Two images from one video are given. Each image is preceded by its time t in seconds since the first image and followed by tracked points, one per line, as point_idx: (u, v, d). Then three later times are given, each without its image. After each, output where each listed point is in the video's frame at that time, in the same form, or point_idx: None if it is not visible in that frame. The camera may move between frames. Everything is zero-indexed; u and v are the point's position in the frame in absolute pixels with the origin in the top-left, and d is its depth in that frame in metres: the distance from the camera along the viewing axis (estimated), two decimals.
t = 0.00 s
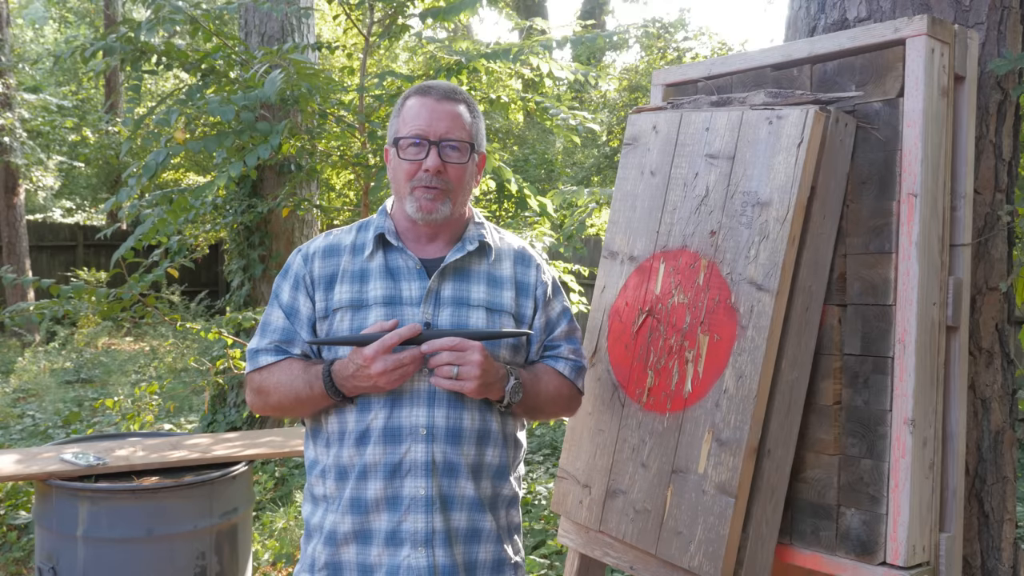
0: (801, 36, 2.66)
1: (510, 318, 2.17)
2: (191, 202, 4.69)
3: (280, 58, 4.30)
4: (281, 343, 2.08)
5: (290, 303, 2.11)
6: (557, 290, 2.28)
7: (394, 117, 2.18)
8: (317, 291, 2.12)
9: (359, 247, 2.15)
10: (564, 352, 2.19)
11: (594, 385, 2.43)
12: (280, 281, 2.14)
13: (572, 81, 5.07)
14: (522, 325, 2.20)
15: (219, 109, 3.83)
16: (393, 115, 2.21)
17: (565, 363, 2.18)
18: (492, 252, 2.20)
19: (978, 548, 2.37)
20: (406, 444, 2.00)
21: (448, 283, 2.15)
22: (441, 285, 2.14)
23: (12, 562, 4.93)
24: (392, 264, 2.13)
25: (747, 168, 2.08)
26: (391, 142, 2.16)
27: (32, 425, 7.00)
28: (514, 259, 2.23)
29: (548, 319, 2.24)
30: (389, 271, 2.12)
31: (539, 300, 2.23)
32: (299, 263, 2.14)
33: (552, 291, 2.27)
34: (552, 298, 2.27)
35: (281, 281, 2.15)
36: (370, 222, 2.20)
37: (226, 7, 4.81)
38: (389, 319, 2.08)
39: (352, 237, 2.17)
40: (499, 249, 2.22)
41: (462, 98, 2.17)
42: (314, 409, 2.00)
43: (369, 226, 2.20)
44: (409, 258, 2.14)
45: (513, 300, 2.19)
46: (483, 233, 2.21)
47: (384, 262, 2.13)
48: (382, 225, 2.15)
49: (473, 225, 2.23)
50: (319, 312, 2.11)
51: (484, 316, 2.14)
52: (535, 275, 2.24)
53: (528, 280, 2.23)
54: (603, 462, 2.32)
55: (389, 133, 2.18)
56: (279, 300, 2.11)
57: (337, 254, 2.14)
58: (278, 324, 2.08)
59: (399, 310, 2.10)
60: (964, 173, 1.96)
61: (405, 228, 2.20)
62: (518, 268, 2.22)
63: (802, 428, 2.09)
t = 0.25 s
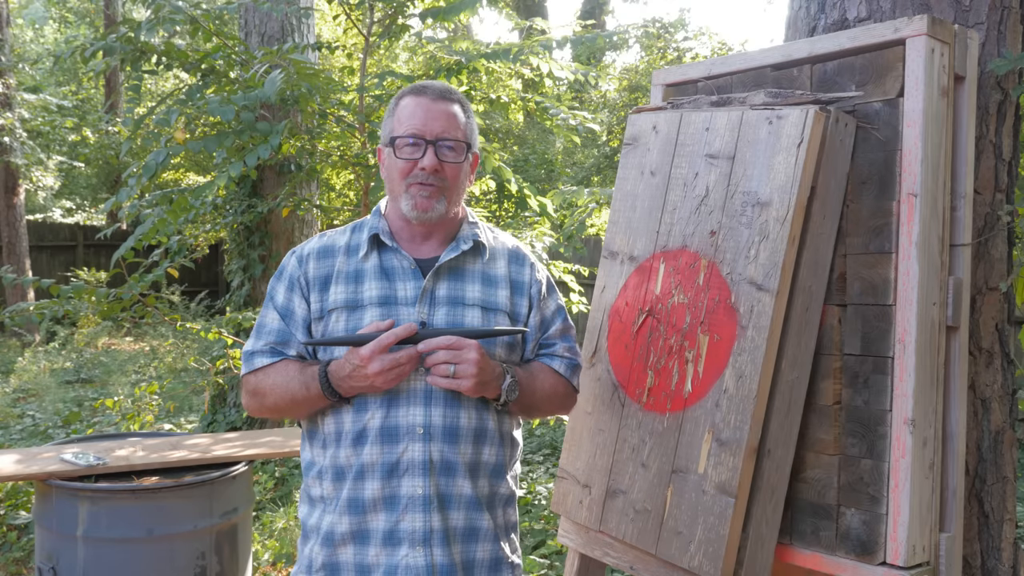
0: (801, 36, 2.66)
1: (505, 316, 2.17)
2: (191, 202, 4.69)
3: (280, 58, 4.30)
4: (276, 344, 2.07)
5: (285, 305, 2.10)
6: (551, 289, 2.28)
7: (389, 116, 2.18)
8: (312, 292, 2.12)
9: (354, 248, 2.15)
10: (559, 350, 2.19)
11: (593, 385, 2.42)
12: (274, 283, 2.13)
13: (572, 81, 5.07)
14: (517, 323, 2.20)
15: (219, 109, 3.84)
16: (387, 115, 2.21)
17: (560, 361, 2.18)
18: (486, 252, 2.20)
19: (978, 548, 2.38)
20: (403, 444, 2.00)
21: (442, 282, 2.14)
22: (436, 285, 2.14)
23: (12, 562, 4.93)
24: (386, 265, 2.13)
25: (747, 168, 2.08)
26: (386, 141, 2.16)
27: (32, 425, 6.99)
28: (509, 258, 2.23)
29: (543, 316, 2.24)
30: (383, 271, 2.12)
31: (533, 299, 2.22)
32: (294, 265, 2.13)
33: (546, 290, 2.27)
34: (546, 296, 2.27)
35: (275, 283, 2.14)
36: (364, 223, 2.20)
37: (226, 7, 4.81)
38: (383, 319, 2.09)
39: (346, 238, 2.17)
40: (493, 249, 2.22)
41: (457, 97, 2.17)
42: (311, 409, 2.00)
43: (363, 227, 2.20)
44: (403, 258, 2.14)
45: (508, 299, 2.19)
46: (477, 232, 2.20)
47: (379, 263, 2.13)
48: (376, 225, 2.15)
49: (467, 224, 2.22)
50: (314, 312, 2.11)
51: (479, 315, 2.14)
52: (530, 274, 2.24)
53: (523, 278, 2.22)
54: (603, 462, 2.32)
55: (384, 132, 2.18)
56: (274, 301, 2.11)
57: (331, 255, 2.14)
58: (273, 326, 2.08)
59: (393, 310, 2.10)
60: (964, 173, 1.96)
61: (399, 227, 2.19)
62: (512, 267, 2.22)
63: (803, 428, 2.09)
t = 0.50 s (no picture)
0: (801, 36, 2.66)
1: (499, 313, 2.19)
2: (192, 202, 4.69)
3: (281, 58, 4.29)
4: (268, 350, 2.06)
5: (275, 309, 2.08)
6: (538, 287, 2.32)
7: (405, 118, 2.12)
8: (303, 294, 2.10)
9: (344, 249, 2.14)
10: (549, 346, 2.24)
11: (593, 385, 2.42)
12: (263, 287, 2.11)
13: (572, 81, 5.06)
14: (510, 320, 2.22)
15: (220, 109, 3.84)
16: (398, 116, 2.14)
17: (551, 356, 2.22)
18: (476, 250, 2.22)
19: (978, 548, 2.38)
20: (404, 443, 2.00)
21: (435, 281, 2.15)
22: (430, 284, 2.14)
23: (12, 562, 4.93)
24: (378, 265, 2.13)
25: (747, 168, 2.08)
26: (409, 144, 2.10)
27: (32, 425, 6.99)
28: (497, 255, 2.26)
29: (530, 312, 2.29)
30: (376, 271, 2.12)
31: (523, 295, 2.26)
32: (282, 268, 2.11)
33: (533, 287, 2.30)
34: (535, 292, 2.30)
35: (263, 287, 2.12)
36: (352, 224, 2.19)
37: (226, 7, 4.81)
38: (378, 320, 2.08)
39: (335, 240, 2.16)
40: (482, 247, 2.24)
41: (465, 103, 2.19)
42: (306, 415, 2.00)
43: (351, 227, 2.19)
44: (395, 259, 2.14)
45: (500, 297, 2.21)
46: (467, 231, 2.21)
47: (371, 263, 2.13)
48: (366, 226, 2.15)
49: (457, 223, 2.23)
50: (306, 315, 2.10)
51: (473, 313, 2.15)
52: (518, 270, 2.27)
53: (511, 275, 2.25)
54: (603, 462, 2.32)
55: (401, 133, 2.11)
56: (262, 305, 2.09)
57: (321, 257, 2.12)
58: (263, 331, 2.06)
59: (388, 311, 2.09)
60: (964, 173, 1.96)
61: (397, 227, 2.17)
62: (501, 264, 2.25)
63: (803, 428, 2.08)
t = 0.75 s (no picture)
0: (801, 36, 2.66)
1: (496, 311, 2.21)
2: (192, 202, 4.69)
3: (281, 58, 4.29)
4: (267, 353, 1.99)
5: (274, 310, 2.01)
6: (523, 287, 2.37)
7: (415, 119, 2.13)
8: (304, 295, 2.05)
9: (344, 249, 2.10)
10: (537, 342, 2.32)
11: (593, 385, 2.42)
12: (260, 288, 2.04)
13: (572, 81, 5.06)
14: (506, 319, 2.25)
15: (219, 109, 3.84)
16: (409, 117, 2.14)
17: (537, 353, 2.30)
18: (473, 251, 2.24)
19: (978, 548, 2.38)
20: (416, 444, 1.99)
21: (436, 281, 2.15)
22: (432, 285, 2.14)
23: (12, 562, 4.93)
24: (380, 266, 2.11)
25: (747, 168, 2.08)
26: (420, 146, 2.11)
27: (32, 425, 6.99)
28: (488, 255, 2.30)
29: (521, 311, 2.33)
30: (378, 272, 2.10)
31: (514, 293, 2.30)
32: (281, 269, 2.04)
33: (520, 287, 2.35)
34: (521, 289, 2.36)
35: (258, 288, 2.04)
36: (348, 223, 2.15)
37: (226, 7, 4.81)
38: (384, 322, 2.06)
39: (333, 240, 2.11)
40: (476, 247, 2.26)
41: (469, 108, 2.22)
42: (305, 413, 1.95)
43: (347, 227, 2.15)
44: (397, 260, 2.12)
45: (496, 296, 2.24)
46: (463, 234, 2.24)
47: (373, 264, 2.10)
48: (367, 226, 2.12)
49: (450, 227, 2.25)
50: (307, 317, 2.04)
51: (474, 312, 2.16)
52: (507, 270, 2.32)
53: (502, 273, 2.30)
54: (603, 462, 2.32)
55: (411, 135, 2.11)
56: (259, 306, 2.02)
57: (322, 257, 2.08)
58: (262, 333, 2.00)
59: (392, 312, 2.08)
60: (964, 173, 1.96)
61: (398, 227, 2.15)
62: (492, 263, 2.29)
63: (803, 429, 2.08)
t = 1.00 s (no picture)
0: (801, 36, 2.66)
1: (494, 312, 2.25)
2: (192, 202, 4.69)
3: (281, 58, 4.29)
4: (296, 352, 1.84)
5: (294, 310, 1.89)
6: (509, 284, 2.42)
7: (426, 122, 2.08)
8: (321, 296, 1.94)
9: (353, 250, 2.02)
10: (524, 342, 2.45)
11: (593, 385, 2.43)
12: (275, 290, 1.90)
13: (572, 81, 5.06)
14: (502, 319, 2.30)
15: (219, 109, 3.84)
16: (419, 119, 2.09)
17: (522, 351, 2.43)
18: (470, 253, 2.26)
19: (978, 548, 2.38)
20: (432, 444, 1.98)
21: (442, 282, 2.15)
22: (439, 288, 2.14)
23: (12, 562, 4.93)
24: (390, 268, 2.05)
25: (747, 168, 2.08)
26: (430, 148, 2.06)
27: (32, 425, 7.00)
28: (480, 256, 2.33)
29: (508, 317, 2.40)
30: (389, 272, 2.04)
31: (503, 293, 2.35)
32: (295, 268, 1.93)
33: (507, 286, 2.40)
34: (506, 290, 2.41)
35: (271, 290, 1.90)
36: (351, 223, 2.07)
37: (226, 7, 4.82)
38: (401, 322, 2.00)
39: (339, 240, 2.03)
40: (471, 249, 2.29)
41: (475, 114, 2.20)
42: (341, 401, 1.77)
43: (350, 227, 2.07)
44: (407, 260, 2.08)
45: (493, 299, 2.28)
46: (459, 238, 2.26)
47: (383, 265, 2.04)
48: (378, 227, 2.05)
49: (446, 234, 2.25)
50: (327, 318, 1.94)
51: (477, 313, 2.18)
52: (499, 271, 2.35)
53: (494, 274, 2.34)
54: (603, 462, 2.32)
55: (422, 137, 2.06)
56: (276, 307, 1.88)
57: (333, 256, 1.99)
58: (288, 333, 1.85)
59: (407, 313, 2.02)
60: (964, 173, 1.96)
61: (402, 229, 2.11)
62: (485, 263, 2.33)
63: (803, 429, 2.08)
